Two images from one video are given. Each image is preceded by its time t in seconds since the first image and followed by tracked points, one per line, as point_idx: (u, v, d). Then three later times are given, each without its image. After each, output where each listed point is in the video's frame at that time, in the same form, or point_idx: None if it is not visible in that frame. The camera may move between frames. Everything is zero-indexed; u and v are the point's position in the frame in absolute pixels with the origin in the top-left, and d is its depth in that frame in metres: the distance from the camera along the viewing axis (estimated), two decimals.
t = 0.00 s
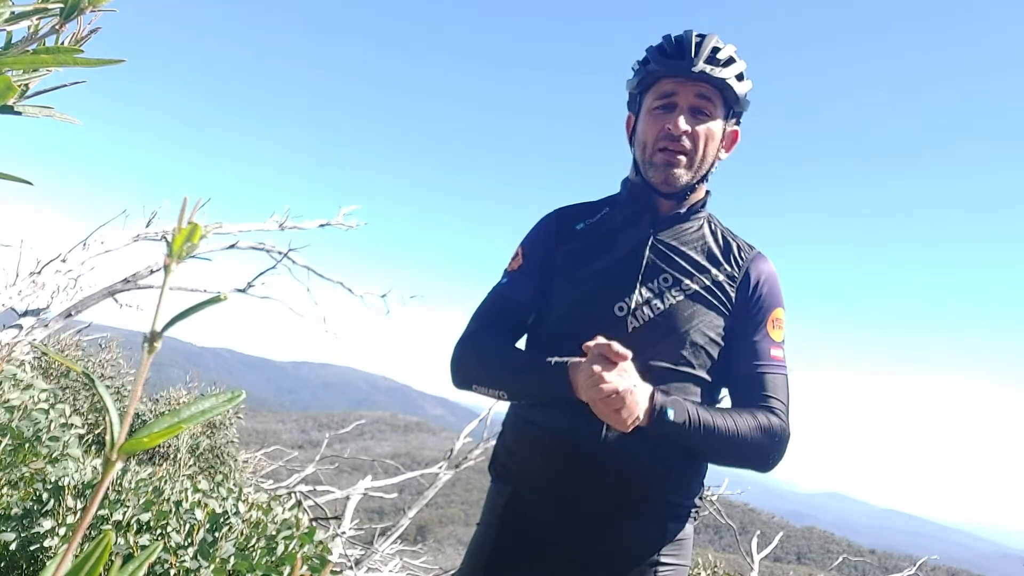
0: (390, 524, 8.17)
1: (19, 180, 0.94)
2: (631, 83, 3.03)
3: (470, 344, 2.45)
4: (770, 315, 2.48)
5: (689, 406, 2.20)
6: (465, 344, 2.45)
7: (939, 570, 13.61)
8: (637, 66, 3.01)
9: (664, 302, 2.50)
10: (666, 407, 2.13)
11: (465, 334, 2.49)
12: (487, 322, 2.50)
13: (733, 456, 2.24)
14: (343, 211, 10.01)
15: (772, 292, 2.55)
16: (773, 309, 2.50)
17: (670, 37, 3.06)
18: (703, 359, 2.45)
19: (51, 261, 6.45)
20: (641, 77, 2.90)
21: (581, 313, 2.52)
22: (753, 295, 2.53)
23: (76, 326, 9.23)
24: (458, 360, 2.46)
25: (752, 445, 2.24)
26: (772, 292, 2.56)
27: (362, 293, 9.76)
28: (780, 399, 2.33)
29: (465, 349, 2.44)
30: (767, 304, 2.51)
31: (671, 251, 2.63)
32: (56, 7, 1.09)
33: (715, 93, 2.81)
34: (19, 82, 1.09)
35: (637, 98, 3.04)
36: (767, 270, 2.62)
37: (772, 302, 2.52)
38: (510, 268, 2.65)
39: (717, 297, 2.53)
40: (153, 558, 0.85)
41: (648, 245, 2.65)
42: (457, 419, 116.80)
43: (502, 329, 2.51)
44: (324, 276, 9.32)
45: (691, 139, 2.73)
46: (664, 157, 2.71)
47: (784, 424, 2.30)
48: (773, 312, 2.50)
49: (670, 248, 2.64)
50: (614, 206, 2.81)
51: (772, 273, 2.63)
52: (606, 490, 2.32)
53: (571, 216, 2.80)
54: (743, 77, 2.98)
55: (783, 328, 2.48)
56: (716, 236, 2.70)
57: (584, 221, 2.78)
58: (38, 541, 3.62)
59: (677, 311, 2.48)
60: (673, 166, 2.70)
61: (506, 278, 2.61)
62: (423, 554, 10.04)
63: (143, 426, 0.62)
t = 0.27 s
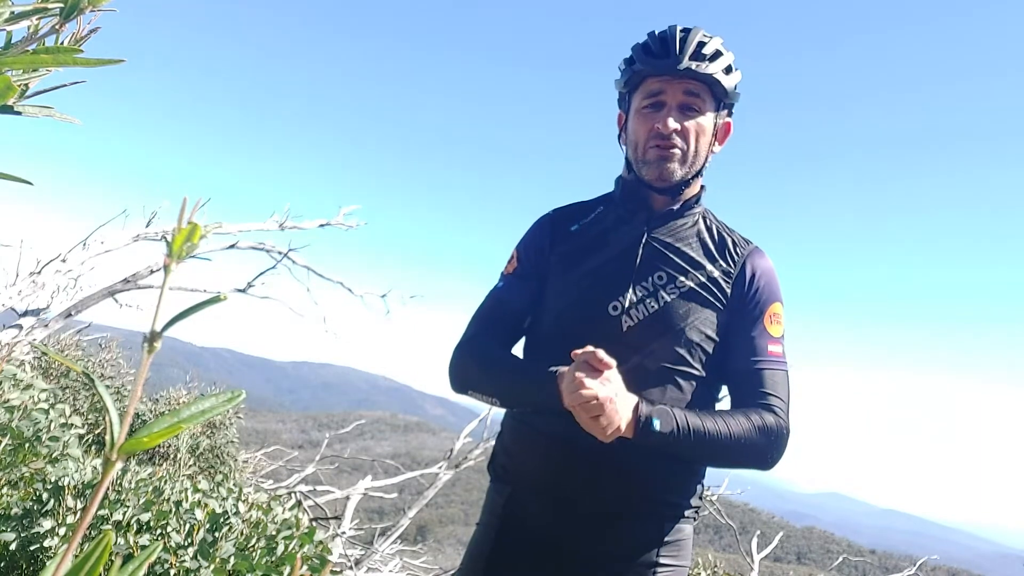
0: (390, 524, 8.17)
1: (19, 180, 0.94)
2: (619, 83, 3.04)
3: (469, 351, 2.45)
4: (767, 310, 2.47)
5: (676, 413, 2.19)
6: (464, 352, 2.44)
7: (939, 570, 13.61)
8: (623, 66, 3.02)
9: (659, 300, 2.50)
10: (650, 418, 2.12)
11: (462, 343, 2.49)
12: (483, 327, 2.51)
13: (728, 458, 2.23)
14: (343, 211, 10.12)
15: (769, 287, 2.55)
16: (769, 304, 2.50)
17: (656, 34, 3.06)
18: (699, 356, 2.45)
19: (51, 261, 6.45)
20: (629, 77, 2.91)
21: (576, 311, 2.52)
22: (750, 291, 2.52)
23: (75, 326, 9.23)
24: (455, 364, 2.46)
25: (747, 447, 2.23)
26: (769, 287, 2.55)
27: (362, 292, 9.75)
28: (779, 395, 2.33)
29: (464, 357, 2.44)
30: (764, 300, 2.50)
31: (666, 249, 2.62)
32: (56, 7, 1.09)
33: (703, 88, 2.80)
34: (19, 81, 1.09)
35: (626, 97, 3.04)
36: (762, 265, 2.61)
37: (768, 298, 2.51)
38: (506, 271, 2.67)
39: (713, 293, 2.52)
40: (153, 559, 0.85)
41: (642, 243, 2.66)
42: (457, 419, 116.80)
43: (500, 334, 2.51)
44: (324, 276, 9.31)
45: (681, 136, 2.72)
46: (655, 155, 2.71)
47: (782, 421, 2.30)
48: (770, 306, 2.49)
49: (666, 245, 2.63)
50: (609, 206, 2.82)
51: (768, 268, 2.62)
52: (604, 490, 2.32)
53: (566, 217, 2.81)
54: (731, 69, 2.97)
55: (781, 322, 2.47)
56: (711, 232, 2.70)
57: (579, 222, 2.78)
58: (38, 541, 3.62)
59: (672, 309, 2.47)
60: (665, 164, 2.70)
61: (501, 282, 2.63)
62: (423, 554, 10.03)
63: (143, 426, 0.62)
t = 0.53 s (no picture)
0: (390, 524, 8.16)
1: (19, 180, 0.94)
2: (613, 76, 3.03)
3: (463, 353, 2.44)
4: (764, 308, 2.47)
5: (675, 413, 2.18)
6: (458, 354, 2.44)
7: (938, 570, 13.60)
8: (619, 59, 3.00)
9: (655, 299, 2.50)
10: (651, 418, 2.12)
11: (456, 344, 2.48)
12: (477, 328, 2.50)
13: (725, 457, 2.23)
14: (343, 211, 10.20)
15: (766, 284, 2.55)
16: (766, 302, 2.50)
17: (650, 28, 3.05)
18: (695, 355, 2.45)
19: (51, 261, 6.45)
20: (623, 70, 2.90)
21: (571, 310, 2.52)
22: (747, 288, 2.52)
23: (75, 326, 9.22)
24: (450, 366, 2.46)
25: (745, 445, 2.23)
26: (766, 283, 2.55)
27: (362, 292, 9.74)
28: (776, 394, 2.33)
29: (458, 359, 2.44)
30: (760, 297, 2.50)
31: (662, 246, 2.62)
32: (56, 6, 1.09)
33: (698, 81, 2.80)
34: (19, 81, 1.09)
35: (621, 91, 3.04)
36: (759, 262, 2.61)
37: (765, 295, 2.51)
38: (500, 271, 2.66)
39: (709, 290, 2.52)
40: (153, 558, 0.85)
41: (638, 241, 2.66)
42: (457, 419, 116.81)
43: (494, 334, 2.52)
44: (324, 276, 9.30)
45: (677, 131, 2.72)
46: (650, 151, 2.71)
47: (779, 420, 2.30)
48: (766, 304, 2.49)
49: (662, 243, 2.63)
50: (603, 203, 2.81)
51: (764, 264, 2.62)
52: (601, 490, 2.32)
53: (560, 214, 2.81)
54: (727, 63, 2.97)
55: (778, 319, 2.48)
56: (707, 229, 2.70)
57: (574, 219, 2.78)
58: (38, 541, 3.62)
59: (668, 308, 2.47)
60: (661, 159, 2.69)
61: (495, 281, 2.62)
62: (423, 553, 10.03)
63: (143, 426, 0.62)
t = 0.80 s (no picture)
0: (390, 524, 8.16)
1: (19, 179, 0.94)
2: (613, 69, 3.01)
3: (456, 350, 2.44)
4: (761, 309, 2.48)
5: (672, 420, 2.19)
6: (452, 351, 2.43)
7: (939, 570, 13.60)
8: (619, 52, 2.99)
9: (652, 301, 2.49)
10: (648, 425, 2.13)
11: (449, 342, 2.47)
12: (471, 324, 2.49)
13: (722, 460, 2.23)
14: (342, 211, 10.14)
15: (764, 284, 2.54)
16: (764, 302, 2.50)
17: (651, 20, 3.04)
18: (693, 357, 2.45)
19: (51, 261, 6.45)
20: (625, 63, 2.89)
21: (567, 307, 2.52)
22: (744, 289, 2.52)
23: (75, 326, 9.22)
24: (443, 366, 2.45)
25: (742, 450, 2.24)
26: (764, 283, 2.55)
27: (362, 292, 9.73)
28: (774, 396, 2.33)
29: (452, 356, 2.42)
30: (758, 298, 2.50)
31: (659, 246, 2.62)
32: (56, 5, 1.09)
33: (703, 75, 2.81)
34: (19, 81, 1.09)
35: (620, 86, 3.02)
36: (756, 262, 2.61)
37: (763, 296, 2.51)
38: (495, 267, 2.66)
39: (708, 291, 2.51)
40: (153, 558, 0.85)
41: (636, 240, 2.65)
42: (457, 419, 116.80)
43: (489, 331, 2.50)
44: (324, 276, 9.29)
45: (682, 124, 2.72)
46: (654, 145, 2.70)
47: (777, 423, 2.30)
48: (764, 305, 2.49)
49: (658, 243, 2.63)
50: (600, 201, 2.81)
51: (761, 264, 2.62)
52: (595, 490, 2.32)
53: (556, 212, 2.80)
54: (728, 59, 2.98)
55: (776, 320, 2.48)
56: (705, 229, 2.70)
57: (569, 217, 2.78)
58: (38, 541, 3.62)
59: (665, 310, 2.47)
60: (665, 153, 2.69)
61: (490, 278, 2.61)
62: (423, 553, 10.03)
63: (143, 426, 0.62)
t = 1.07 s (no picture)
0: (390, 524, 8.16)
1: (20, 180, 0.94)
2: (614, 67, 3.02)
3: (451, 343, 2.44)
4: (765, 304, 2.48)
5: (677, 412, 2.19)
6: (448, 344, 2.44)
7: (939, 570, 13.60)
8: (620, 50, 2.99)
9: (654, 292, 2.50)
10: (653, 415, 2.13)
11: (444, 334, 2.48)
12: (468, 318, 2.51)
13: (725, 454, 2.23)
14: (342, 211, 9.94)
15: (766, 280, 2.54)
16: (767, 298, 2.50)
17: (654, 19, 3.04)
18: (695, 350, 2.45)
19: (52, 260, 6.45)
20: (625, 61, 2.89)
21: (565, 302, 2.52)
22: (747, 284, 2.52)
23: (75, 326, 9.21)
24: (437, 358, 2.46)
25: (747, 443, 2.24)
26: (766, 278, 2.55)
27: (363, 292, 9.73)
28: (778, 391, 2.33)
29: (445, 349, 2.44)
30: (761, 292, 2.51)
31: (660, 240, 2.63)
32: (56, 6, 1.09)
33: (702, 75, 2.80)
34: (19, 81, 1.09)
35: (620, 83, 3.03)
36: (759, 257, 2.61)
37: (766, 290, 2.52)
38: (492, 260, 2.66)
39: (710, 285, 2.51)
40: (153, 558, 0.85)
41: (637, 232, 2.66)
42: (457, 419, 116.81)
43: (483, 326, 2.52)
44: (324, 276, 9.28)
45: (679, 124, 2.71)
46: (651, 145, 2.70)
47: (781, 417, 2.30)
48: (767, 300, 2.50)
49: (660, 237, 2.64)
50: (599, 196, 2.82)
51: (764, 260, 2.63)
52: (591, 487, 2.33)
53: (554, 206, 2.81)
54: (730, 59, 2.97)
55: (779, 316, 2.49)
56: (706, 225, 2.70)
57: (567, 211, 2.78)
58: (38, 541, 3.62)
59: (668, 301, 2.48)
60: (662, 153, 2.69)
61: (487, 271, 2.62)
62: (423, 553, 10.03)
63: (143, 426, 0.62)
